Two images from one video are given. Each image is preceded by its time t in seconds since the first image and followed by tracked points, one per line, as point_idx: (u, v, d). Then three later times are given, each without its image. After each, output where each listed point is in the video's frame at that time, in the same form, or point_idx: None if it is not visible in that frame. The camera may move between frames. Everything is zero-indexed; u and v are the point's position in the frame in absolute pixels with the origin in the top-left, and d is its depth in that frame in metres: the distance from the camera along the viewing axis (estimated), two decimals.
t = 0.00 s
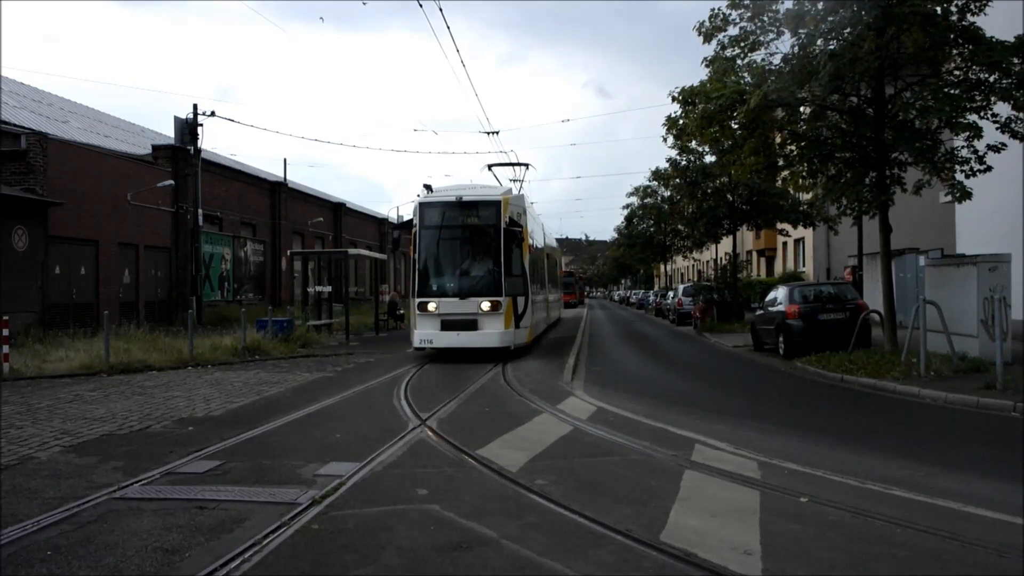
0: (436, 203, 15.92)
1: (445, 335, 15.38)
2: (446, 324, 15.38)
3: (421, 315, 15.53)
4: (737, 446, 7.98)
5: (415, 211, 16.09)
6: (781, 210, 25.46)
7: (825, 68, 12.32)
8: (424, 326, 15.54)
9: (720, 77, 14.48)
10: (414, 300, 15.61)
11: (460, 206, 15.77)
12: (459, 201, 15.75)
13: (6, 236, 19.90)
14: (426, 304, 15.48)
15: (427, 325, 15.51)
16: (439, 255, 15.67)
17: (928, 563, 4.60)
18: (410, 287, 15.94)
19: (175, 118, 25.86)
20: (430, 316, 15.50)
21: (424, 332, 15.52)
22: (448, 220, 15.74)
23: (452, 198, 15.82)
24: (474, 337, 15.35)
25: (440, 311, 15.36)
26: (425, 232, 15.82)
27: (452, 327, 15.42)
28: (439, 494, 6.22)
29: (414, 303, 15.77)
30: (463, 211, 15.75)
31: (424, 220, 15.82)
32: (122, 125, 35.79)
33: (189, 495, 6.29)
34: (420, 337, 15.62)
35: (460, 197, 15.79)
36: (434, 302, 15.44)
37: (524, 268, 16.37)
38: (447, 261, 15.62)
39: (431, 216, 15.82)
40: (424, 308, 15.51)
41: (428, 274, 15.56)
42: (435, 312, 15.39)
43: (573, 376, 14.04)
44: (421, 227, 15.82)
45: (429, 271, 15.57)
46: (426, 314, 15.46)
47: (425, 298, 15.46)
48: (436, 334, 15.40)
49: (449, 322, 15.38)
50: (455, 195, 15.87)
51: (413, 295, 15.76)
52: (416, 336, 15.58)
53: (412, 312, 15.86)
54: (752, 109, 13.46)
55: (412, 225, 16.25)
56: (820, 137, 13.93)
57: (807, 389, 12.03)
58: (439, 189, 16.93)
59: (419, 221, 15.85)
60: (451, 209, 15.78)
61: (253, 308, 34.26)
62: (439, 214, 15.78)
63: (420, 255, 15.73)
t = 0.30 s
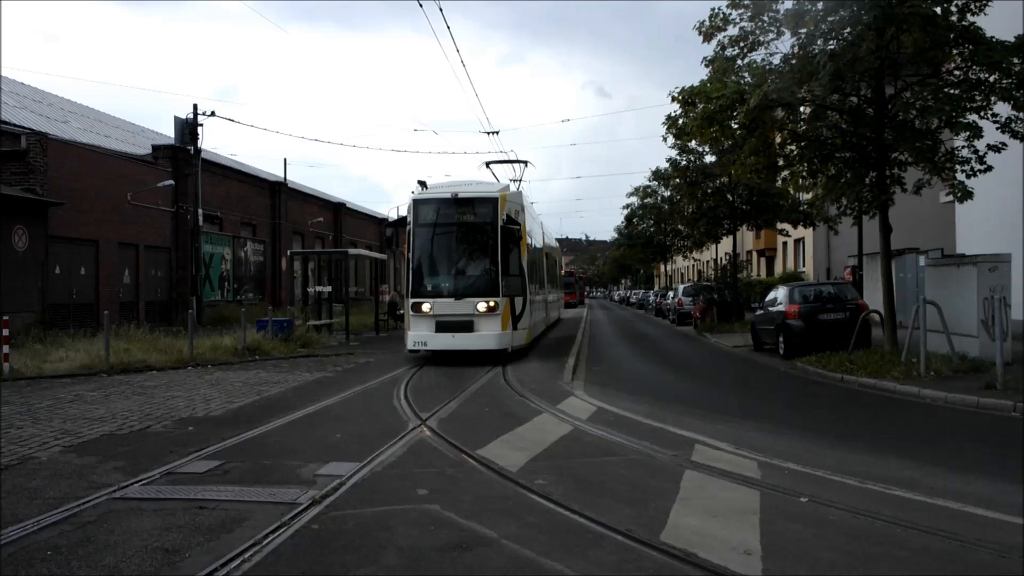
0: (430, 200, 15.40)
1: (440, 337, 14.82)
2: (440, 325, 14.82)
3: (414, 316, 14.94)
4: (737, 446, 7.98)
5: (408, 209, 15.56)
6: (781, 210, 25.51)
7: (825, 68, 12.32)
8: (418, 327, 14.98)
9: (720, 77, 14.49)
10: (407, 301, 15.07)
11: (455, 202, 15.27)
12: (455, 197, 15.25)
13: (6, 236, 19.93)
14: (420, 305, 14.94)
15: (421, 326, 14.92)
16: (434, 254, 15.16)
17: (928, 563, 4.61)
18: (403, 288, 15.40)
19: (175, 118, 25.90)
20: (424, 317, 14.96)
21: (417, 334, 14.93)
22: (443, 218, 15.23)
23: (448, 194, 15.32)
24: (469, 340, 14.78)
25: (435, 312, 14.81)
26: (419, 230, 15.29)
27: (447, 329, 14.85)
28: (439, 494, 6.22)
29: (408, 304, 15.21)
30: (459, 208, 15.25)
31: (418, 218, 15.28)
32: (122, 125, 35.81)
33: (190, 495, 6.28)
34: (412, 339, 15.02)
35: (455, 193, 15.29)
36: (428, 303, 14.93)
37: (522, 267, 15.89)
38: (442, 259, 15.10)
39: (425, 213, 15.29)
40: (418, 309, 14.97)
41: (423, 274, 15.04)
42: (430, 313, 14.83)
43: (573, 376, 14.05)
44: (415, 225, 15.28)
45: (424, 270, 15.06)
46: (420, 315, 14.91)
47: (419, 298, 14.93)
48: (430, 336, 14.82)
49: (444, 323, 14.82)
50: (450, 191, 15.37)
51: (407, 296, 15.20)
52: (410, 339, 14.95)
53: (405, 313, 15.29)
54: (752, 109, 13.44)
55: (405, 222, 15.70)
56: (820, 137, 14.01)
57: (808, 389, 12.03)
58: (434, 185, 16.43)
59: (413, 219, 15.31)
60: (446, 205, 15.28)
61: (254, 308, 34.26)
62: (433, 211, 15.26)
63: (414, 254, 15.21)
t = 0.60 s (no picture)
0: (424, 196, 15.04)
1: (434, 339, 14.47)
2: (435, 327, 14.46)
3: (408, 318, 14.61)
4: (737, 446, 7.98)
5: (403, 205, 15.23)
6: (781, 210, 25.52)
7: (825, 68, 12.30)
8: (412, 329, 14.64)
9: (720, 77, 14.48)
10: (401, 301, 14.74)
11: (451, 199, 14.90)
12: (450, 193, 14.89)
13: (7, 236, 19.94)
14: (414, 306, 14.60)
15: (414, 328, 14.57)
16: (428, 253, 14.82)
17: (927, 563, 4.61)
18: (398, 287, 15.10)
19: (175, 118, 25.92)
20: (418, 318, 14.62)
21: (411, 335, 14.59)
22: (438, 215, 14.87)
23: (443, 190, 14.97)
24: (465, 341, 14.43)
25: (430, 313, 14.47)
26: (414, 227, 14.95)
27: (443, 330, 14.50)
28: (439, 494, 6.22)
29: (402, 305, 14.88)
30: (454, 204, 14.90)
31: (412, 215, 14.95)
32: (122, 125, 35.81)
33: (190, 495, 6.28)
34: (407, 342, 14.70)
35: (450, 189, 14.93)
36: (422, 303, 14.59)
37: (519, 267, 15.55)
38: (437, 258, 14.77)
39: (420, 211, 14.95)
40: (413, 310, 14.63)
41: (417, 274, 14.72)
42: (424, 314, 14.50)
43: (573, 376, 14.06)
44: (409, 222, 14.95)
45: (418, 270, 14.73)
46: (415, 317, 14.56)
47: (414, 299, 14.60)
48: (424, 338, 14.47)
49: (439, 325, 14.48)
50: (445, 187, 15.01)
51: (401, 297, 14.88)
52: (403, 341, 14.62)
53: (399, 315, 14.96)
54: (752, 109, 13.43)
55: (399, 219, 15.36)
56: (820, 137, 14.04)
57: (808, 389, 12.03)
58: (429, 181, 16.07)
59: (407, 216, 14.97)
60: (441, 202, 14.91)
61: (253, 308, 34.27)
62: (428, 208, 14.91)
63: (408, 252, 14.88)
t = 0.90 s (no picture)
0: (418, 191, 14.30)
1: (429, 341, 13.77)
2: (430, 328, 13.75)
3: (402, 319, 13.89)
4: (737, 446, 7.98)
5: (396, 201, 14.47)
6: (781, 210, 25.54)
7: (826, 68, 12.28)
8: (406, 330, 13.93)
9: (720, 77, 14.46)
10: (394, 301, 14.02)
11: (446, 194, 14.15)
12: (446, 188, 14.13)
13: (7, 236, 19.94)
14: (408, 306, 13.89)
15: (408, 329, 13.86)
16: (423, 251, 14.08)
17: (927, 563, 4.61)
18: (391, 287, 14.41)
19: (175, 118, 25.92)
20: (412, 319, 13.91)
21: (404, 337, 13.87)
22: (433, 210, 14.13)
23: (438, 185, 14.22)
24: (461, 344, 13.71)
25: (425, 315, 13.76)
26: (407, 224, 14.19)
27: (437, 331, 13.78)
28: (439, 494, 6.22)
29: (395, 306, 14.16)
30: (451, 200, 14.16)
31: (405, 211, 14.20)
32: (122, 125, 35.82)
33: (190, 495, 6.28)
34: (400, 344, 13.96)
35: (446, 184, 14.17)
36: (417, 304, 13.91)
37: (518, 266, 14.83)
38: (431, 256, 14.03)
39: (413, 207, 14.20)
40: (406, 311, 13.92)
41: (411, 273, 14.00)
42: (418, 315, 13.79)
43: (573, 376, 14.05)
44: (402, 218, 14.19)
45: (412, 269, 13.99)
46: (408, 318, 13.86)
47: (407, 300, 13.87)
48: (418, 340, 13.76)
49: (434, 326, 13.77)
50: (440, 182, 14.27)
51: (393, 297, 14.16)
52: (396, 343, 13.90)
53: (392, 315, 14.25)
54: (752, 109, 13.41)
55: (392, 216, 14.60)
56: (820, 137, 14.05)
57: (808, 389, 12.03)
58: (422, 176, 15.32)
59: (400, 212, 14.22)
60: (436, 197, 14.17)
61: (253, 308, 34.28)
62: (422, 204, 14.16)
63: (402, 251, 14.13)
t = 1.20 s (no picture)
0: (413, 187, 13.88)
1: (424, 344, 13.30)
2: (426, 330, 13.29)
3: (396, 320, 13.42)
4: (737, 446, 7.98)
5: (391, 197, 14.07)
6: (781, 210, 25.56)
7: (826, 68, 12.29)
8: (400, 332, 13.45)
9: (720, 77, 14.44)
10: (387, 302, 13.54)
11: (442, 189, 13.73)
12: (442, 183, 13.72)
13: (6, 236, 19.93)
14: (403, 307, 13.41)
15: (403, 331, 13.40)
16: (418, 249, 13.64)
17: (926, 562, 4.61)
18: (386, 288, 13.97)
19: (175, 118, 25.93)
20: (407, 320, 13.43)
21: (399, 340, 13.40)
22: (428, 207, 13.71)
23: (434, 180, 13.80)
24: (457, 347, 13.26)
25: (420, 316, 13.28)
26: (401, 221, 13.77)
27: (433, 333, 13.31)
28: (439, 494, 6.22)
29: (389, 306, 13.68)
30: (447, 196, 13.74)
31: (399, 208, 13.79)
32: (122, 125, 35.82)
33: (190, 495, 6.28)
34: (394, 346, 13.48)
35: (442, 179, 13.76)
36: (411, 304, 13.39)
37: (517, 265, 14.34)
38: (427, 254, 13.58)
39: (408, 203, 13.78)
40: (401, 311, 13.43)
41: (405, 272, 13.55)
42: (413, 316, 13.31)
43: (573, 376, 14.05)
44: (396, 215, 13.78)
45: (406, 268, 13.55)
46: (403, 319, 13.38)
47: (401, 301, 13.43)
48: (413, 342, 13.29)
49: (430, 327, 13.29)
50: (436, 177, 13.85)
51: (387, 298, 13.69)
52: (390, 345, 13.44)
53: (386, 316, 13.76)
54: (752, 109, 13.41)
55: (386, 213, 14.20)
56: (820, 137, 14.04)
57: (807, 389, 12.03)
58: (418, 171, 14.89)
59: (394, 209, 13.82)
60: (432, 192, 13.75)
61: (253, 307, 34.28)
62: (417, 201, 13.75)
63: (396, 249, 13.70)
